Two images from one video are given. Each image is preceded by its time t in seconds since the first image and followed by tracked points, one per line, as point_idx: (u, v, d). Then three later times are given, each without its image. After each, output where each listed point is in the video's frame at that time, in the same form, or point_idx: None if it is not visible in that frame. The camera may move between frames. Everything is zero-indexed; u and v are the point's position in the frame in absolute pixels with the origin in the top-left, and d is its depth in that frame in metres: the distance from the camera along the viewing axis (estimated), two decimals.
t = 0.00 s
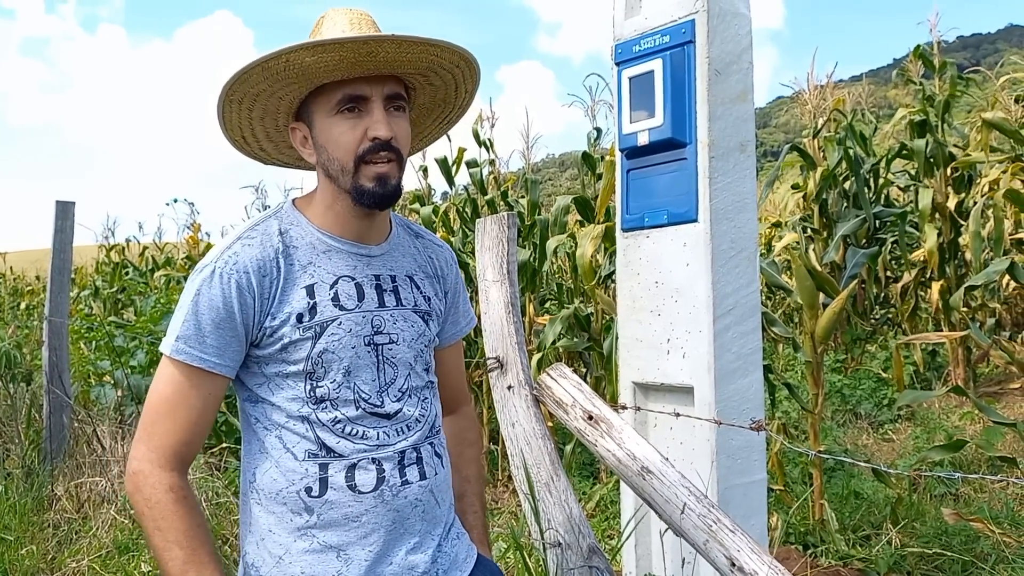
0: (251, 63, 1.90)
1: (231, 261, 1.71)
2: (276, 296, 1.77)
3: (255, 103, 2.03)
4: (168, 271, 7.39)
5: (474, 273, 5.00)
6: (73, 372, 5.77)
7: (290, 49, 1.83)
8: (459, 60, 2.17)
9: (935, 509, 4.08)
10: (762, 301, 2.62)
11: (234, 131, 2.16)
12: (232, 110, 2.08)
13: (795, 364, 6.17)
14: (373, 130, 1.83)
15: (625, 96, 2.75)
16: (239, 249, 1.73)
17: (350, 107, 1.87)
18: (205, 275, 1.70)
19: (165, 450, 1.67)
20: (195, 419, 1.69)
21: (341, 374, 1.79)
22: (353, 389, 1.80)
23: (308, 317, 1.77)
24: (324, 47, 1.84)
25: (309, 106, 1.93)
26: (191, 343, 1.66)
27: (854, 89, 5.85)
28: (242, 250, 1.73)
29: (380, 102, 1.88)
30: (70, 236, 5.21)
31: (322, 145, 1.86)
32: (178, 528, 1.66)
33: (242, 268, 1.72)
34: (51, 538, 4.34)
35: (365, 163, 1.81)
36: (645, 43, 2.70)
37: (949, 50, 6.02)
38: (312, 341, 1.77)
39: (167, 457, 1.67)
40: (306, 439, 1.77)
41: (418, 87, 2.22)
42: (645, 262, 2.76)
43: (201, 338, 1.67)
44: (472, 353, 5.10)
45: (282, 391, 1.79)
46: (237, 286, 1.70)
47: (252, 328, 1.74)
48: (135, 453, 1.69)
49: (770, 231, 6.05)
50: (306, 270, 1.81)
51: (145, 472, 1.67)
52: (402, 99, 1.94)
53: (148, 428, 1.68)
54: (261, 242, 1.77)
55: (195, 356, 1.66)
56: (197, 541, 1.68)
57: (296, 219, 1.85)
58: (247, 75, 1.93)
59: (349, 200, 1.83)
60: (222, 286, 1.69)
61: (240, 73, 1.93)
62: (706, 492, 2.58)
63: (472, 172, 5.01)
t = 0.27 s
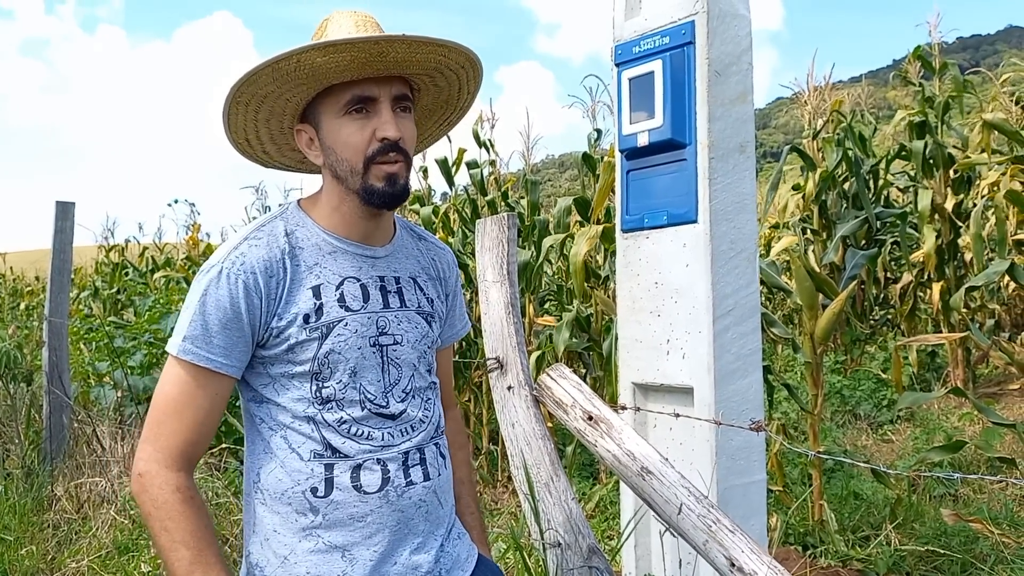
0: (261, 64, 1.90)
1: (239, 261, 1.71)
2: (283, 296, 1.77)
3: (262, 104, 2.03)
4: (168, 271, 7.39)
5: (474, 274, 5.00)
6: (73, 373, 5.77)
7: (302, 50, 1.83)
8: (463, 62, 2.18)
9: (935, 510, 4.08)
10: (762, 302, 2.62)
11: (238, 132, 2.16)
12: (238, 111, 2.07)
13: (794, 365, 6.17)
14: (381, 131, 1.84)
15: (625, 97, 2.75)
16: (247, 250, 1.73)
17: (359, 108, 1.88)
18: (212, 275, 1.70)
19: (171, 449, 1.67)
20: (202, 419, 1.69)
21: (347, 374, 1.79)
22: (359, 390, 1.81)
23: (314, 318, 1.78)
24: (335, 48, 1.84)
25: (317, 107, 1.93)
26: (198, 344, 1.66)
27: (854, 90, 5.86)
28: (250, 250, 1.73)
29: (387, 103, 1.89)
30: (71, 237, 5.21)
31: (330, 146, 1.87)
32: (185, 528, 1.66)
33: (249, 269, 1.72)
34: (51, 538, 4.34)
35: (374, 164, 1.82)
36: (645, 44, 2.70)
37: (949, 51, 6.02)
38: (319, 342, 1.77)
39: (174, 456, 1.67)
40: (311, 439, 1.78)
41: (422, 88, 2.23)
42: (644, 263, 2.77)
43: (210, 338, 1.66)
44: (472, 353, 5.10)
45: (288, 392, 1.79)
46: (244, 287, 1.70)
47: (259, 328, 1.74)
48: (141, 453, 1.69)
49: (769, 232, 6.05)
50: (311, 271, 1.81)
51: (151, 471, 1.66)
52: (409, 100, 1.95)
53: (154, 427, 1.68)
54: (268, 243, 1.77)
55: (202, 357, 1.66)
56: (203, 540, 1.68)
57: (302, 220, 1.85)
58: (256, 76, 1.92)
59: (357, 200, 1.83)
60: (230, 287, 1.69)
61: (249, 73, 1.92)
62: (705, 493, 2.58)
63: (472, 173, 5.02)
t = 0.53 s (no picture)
0: (266, 66, 1.90)
1: (246, 262, 1.71)
2: (288, 296, 1.77)
3: (267, 106, 2.03)
4: (167, 272, 7.39)
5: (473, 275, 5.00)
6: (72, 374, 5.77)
7: (307, 53, 1.83)
8: (468, 67, 2.18)
9: (934, 511, 4.08)
10: (761, 304, 2.63)
11: (242, 133, 2.16)
12: (243, 112, 2.07)
13: (794, 366, 6.18)
14: (385, 134, 1.85)
15: (625, 99, 2.76)
16: (253, 251, 1.73)
17: (363, 111, 1.88)
18: (219, 276, 1.70)
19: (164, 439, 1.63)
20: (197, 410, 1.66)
21: (351, 376, 1.80)
22: (363, 390, 1.81)
23: (319, 319, 1.78)
24: (340, 51, 1.84)
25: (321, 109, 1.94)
26: (203, 345, 1.65)
27: (854, 92, 5.87)
28: (257, 251, 1.73)
29: (392, 107, 1.89)
30: (71, 238, 5.21)
31: (334, 148, 1.87)
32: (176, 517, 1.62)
33: (256, 269, 1.72)
34: (50, 539, 4.33)
35: (376, 167, 1.82)
36: (645, 46, 2.70)
37: (949, 53, 6.03)
38: (323, 343, 1.78)
39: (167, 445, 1.63)
40: (315, 440, 1.78)
41: (427, 91, 2.24)
42: (644, 265, 2.77)
43: (215, 339, 1.65)
44: (471, 355, 5.11)
45: (292, 393, 1.78)
46: (251, 287, 1.70)
47: (265, 329, 1.74)
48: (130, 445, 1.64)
49: (769, 234, 6.06)
50: (316, 272, 1.81)
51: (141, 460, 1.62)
52: (413, 104, 1.96)
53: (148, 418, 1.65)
54: (274, 244, 1.77)
55: (205, 358, 1.64)
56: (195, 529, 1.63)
57: (305, 222, 1.85)
58: (261, 78, 1.93)
59: (359, 202, 1.84)
60: (237, 287, 1.68)
61: (254, 75, 1.93)
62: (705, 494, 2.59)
63: (472, 174, 5.02)
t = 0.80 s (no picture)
0: (262, 72, 1.92)
1: (242, 260, 1.72)
2: (284, 295, 1.77)
3: (265, 108, 2.05)
4: (169, 273, 7.40)
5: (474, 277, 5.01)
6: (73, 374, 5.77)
7: (300, 61, 1.84)
8: (468, 74, 2.18)
9: (935, 514, 4.08)
10: (763, 306, 2.63)
11: (244, 132, 2.18)
12: (242, 113, 2.09)
13: (794, 369, 6.18)
14: (379, 141, 1.85)
15: (626, 101, 2.76)
16: (249, 249, 1.74)
17: (358, 117, 1.89)
18: (215, 273, 1.70)
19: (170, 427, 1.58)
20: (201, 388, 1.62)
21: (347, 375, 1.80)
22: (359, 390, 1.81)
23: (315, 319, 1.78)
24: (333, 61, 1.85)
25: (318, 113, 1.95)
26: (198, 339, 1.62)
27: (855, 95, 5.88)
28: (252, 250, 1.74)
29: (388, 113, 1.89)
30: (72, 239, 5.22)
31: (329, 152, 1.88)
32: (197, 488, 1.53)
33: (253, 267, 1.72)
34: (50, 540, 4.34)
35: (370, 173, 1.83)
36: (646, 48, 2.71)
37: (950, 56, 6.04)
38: (320, 343, 1.78)
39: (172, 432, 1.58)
40: (312, 440, 1.77)
41: (427, 97, 2.24)
42: (645, 267, 2.77)
43: (210, 333, 1.63)
44: (472, 356, 5.11)
45: (288, 393, 1.78)
46: (248, 285, 1.70)
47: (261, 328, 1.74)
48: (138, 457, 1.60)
49: (770, 236, 6.07)
50: (312, 272, 1.82)
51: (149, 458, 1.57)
52: (410, 110, 1.95)
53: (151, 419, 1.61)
54: (270, 244, 1.77)
55: (202, 353, 1.62)
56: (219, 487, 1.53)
57: (302, 223, 1.86)
58: (258, 83, 1.94)
59: (352, 206, 1.84)
60: (233, 284, 1.68)
61: (251, 80, 1.94)
62: (706, 496, 2.59)
63: (473, 176, 5.03)
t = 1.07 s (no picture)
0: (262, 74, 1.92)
1: (242, 257, 1.71)
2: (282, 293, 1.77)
3: (262, 104, 2.04)
4: (169, 274, 7.40)
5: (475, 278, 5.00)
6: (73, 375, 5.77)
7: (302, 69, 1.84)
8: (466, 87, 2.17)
9: (935, 515, 4.08)
10: (763, 307, 2.62)
11: (238, 124, 2.19)
12: (238, 105, 2.08)
13: (795, 370, 6.18)
14: (375, 149, 1.84)
15: (627, 101, 2.76)
16: (248, 247, 1.74)
17: (355, 122, 1.87)
18: (219, 272, 1.70)
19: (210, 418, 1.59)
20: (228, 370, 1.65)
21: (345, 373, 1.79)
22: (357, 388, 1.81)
23: (313, 316, 1.78)
24: (335, 72, 1.84)
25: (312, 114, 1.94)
26: (232, 343, 1.63)
27: (855, 96, 5.88)
28: (251, 247, 1.74)
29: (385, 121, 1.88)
30: (73, 239, 5.21)
31: (324, 154, 1.87)
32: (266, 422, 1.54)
33: (252, 265, 1.72)
34: (50, 540, 4.33)
35: (365, 180, 1.82)
36: (646, 49, 2.71)
37: (951, 57, 6.05)
38: (318, 340, 1.77)
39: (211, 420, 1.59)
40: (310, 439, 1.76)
41: (425, 102, 2.23)
42: (646, 268, 2.77)
43: (239, 334, 1.64)
44: (473, 357, 5.11)
45: (287, 392, 1.77)
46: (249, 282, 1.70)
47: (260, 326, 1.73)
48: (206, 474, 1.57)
49: (770, 237, 6.07)
50: (309, 270, 1.81)
51: (210, 457, 1.55)
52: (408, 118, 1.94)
53: (193, 435, 1.60)
54: (267, 242, 1.77)
55: (237, 354, 1.62)
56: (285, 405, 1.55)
57: (296, 223, 1.86)
58: (257, 83, 1.94)
59: (345, 209, 1.84)
60: (241, 282, 1.68)
61: (251, 79, 1.93)
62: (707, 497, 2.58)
63: (474, 177, 5.03)
